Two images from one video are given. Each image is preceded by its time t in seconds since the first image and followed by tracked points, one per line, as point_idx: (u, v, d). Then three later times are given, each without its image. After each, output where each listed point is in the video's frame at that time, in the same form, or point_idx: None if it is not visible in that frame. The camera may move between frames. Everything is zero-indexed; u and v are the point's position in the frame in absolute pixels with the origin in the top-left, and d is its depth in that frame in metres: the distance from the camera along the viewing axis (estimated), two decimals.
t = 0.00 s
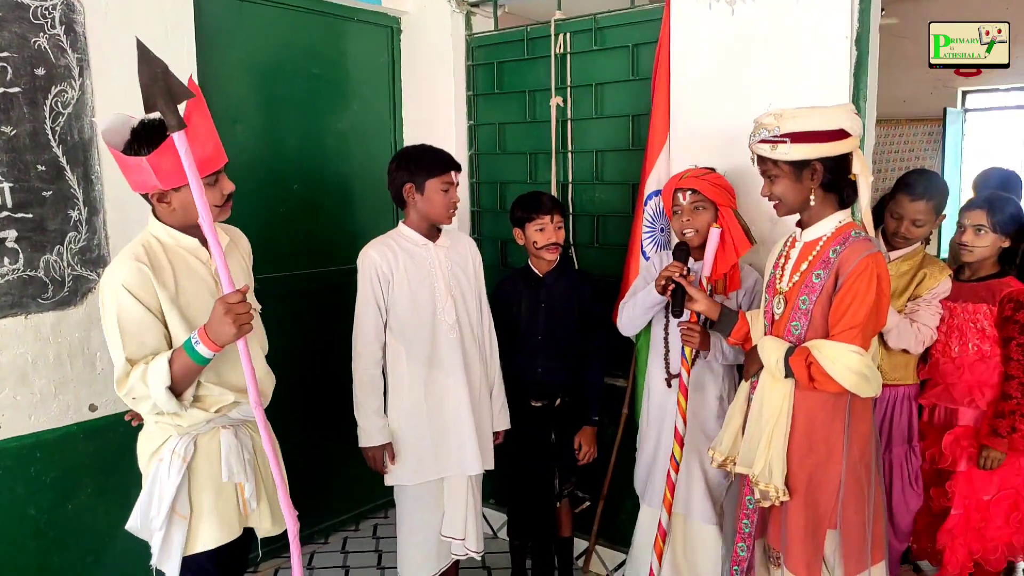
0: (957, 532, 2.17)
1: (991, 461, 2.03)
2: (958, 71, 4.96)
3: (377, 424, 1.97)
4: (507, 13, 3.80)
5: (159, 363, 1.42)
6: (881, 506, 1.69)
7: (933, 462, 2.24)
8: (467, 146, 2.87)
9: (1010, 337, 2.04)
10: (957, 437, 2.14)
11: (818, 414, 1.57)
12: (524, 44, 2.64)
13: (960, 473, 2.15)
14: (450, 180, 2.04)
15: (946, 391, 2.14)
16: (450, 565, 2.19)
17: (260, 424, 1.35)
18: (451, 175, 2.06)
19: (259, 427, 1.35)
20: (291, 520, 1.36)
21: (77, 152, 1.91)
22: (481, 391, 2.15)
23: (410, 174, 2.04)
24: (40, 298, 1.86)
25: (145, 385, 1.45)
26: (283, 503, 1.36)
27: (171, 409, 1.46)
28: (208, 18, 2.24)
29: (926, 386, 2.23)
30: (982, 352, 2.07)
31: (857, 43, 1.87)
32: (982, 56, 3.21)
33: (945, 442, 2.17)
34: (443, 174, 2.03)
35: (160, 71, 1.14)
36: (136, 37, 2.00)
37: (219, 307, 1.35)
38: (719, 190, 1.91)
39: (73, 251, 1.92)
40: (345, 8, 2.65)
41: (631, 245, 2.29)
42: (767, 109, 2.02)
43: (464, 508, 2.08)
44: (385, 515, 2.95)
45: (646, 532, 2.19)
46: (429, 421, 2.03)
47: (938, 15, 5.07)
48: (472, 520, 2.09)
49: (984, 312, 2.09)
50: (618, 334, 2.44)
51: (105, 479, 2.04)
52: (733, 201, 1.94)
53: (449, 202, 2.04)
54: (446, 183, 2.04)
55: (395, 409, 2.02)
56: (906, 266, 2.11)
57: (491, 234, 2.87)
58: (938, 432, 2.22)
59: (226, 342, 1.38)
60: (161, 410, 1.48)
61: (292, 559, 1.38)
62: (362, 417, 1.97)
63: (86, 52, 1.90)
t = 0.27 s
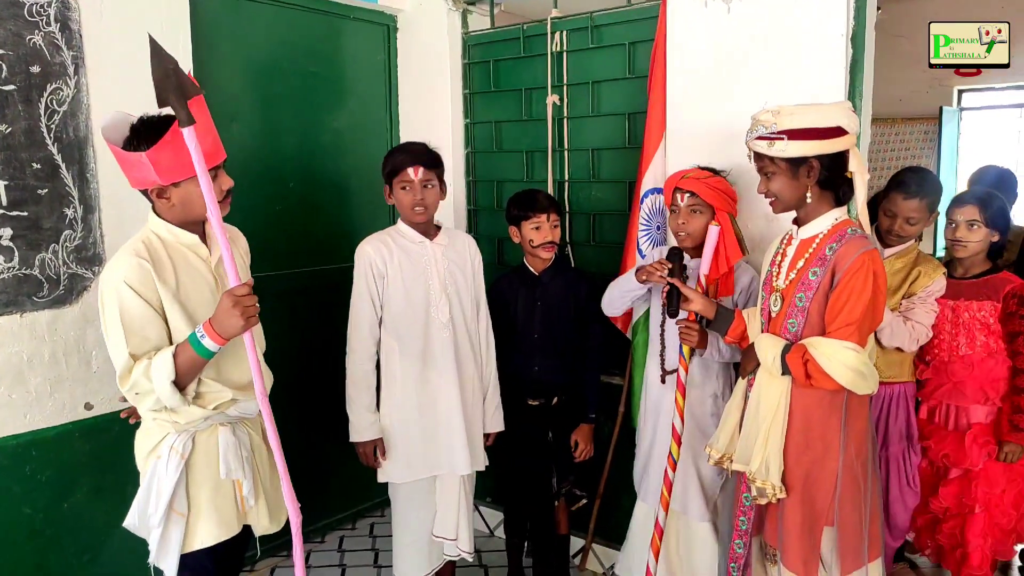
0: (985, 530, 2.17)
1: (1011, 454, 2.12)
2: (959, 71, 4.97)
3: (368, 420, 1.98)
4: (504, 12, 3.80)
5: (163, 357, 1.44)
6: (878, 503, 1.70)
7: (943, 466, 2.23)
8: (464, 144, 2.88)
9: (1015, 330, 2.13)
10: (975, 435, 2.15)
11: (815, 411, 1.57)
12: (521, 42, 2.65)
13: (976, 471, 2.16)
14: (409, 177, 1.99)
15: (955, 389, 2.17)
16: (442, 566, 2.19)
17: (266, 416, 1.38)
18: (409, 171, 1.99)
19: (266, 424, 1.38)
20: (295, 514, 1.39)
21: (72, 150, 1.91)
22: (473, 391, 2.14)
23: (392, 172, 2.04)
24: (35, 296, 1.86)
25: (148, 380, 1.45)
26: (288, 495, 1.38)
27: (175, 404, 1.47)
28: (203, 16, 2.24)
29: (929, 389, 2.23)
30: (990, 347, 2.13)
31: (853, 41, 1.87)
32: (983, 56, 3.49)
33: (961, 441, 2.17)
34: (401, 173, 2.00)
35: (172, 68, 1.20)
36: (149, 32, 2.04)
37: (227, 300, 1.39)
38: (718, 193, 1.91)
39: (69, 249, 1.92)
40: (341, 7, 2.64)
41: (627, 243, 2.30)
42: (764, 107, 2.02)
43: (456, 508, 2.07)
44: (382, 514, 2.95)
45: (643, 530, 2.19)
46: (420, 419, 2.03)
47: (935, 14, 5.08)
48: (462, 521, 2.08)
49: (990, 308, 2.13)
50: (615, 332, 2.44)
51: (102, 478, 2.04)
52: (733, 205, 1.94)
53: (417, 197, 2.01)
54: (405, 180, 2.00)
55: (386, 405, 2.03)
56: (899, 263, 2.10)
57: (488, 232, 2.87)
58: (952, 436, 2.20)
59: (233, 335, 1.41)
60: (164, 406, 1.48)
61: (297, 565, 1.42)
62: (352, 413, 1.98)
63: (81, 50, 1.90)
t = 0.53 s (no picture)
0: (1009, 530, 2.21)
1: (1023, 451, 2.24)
2: (958, 71, 4.97)
3: (366, 420, 1.99)
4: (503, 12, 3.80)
5: (168, 355, 1.44)
6: (878, 503, 1.70)
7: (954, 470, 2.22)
8: (463, 145, 2.88)
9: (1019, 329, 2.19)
10: (992, 437, 2.17)
11: (815, 411, 1.57)
12: (520, 42, 2.65)
13: (993, 472, 2.19)
14: (397, 179, 2.01)
15: (968, 392, 2.16)
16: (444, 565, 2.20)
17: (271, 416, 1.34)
18: (397, 172, 2.00)
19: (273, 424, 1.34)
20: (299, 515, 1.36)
21: (72, 150, 1.91)
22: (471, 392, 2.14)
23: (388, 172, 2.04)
24: (34, 297, 1.86)
25: (154, 377, 1.45)
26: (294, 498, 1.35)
27: (179, 401, 1.47)
28: (203, 16, 2.24)
29: (939, 394, 2.21)
30: (999, 347, 2.16)
31: (851, 41, 1.88)
32: (983, 55, 3.51)
33: (979, 444, 2.17)
34: (392, 174, 2.02)
35: (183, 68, 1.18)
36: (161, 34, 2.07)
37: (236, 297, 1.38)
38: (719, 195, 1.91)
39: (68, 249, 1.92)
40: (340, 7, 2.64)
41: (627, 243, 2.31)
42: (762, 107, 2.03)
43: (458, 507, 2.08)
44: (381, 514, 2.96)
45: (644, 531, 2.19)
46: (419, 419, 2.03)
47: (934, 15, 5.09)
48: (465, 520, 2.10)
49: (998, 308, 2.16)
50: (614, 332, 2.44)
51: (101, 478, 2.04)
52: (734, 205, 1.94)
53: (408, 195, 2.01)
54: (395, 182, 2.02)
55: (383, 405, 2.03)
56: (898, 264, 2.12)
57: (487, 232, 2.88)
58: (964, 439, 2.19)
59: (240, 333, 1.42)
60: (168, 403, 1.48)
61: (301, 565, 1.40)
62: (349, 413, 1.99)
63: (80, 50, 1.90)
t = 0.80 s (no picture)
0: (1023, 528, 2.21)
1: None
2: (959, 70, 4.97)
3: (366, 421, 1.96)
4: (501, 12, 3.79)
5: (170, 353, 1.43)
6: (876, 501, 1.70)
7: (965, 470, 2.21)
8: (460, 145, 2.88)
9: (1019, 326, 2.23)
10: (1002, 435, 2.18)
11: (813, 410, 1.58)
12: (516, 42, 2.65)
13: (1004, 472, 2.19)
14: (393, 180, 2.00)
15: (976, 392, 2.17)
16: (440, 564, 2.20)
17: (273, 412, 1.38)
18: (392, 174, 2.00)
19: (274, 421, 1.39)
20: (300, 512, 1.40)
21: (68, 151, 1.90)
22: (468, 392, 2.15)
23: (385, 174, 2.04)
24: (31, 298, 1.85)
25: (156, 376, 1.45)
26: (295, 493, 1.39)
27: (181, 400, 1.47)
28: (199, 16, 2.24)
29: (945, 395, 2.22)
30: (1003, 346, 2.18)
31: (848, 41, 1.88)
32: (983, 55, 3.55)
33: (989, 443, 2.18)
34: (388, 175, 2.01)
35: (190, 68, 1.22)
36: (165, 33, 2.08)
37: (240, 297, 1.40)
38: (716, 184, 1.92)
39: (65, 251, 1.91)
40: (337, 7, 2.64)
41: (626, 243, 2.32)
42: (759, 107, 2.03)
43: (455, 506, 2.09)
44: (380, 514, 2.96)
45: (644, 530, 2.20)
46: (417, 420, 2.03)
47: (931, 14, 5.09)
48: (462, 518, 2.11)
49: (1002, 306, 2.18)
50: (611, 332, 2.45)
51: (98, 479, 2.04)
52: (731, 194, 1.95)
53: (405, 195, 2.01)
54: (390, 183, 2.01)
55: (382, 406, 2.02)
56: (895, 263, 2.13)
57: (484, 232, 2.88)
58: (973, 439, 2.19)
59: (244, 331, 1.43)
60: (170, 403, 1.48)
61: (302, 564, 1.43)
62: (349, 416, 1.96)
63: (77, 51, 1.90)
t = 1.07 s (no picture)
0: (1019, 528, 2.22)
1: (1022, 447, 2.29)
2: (959, 71, 4.97)
3: (364, 424, 1.98)
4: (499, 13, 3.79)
5: (177, 355, 1.43)
6: (872, 503, 1.71)
7: (961, 471, 2.22)
8: (459, 146, 2.88)
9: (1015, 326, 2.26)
10: (998, 435, 2.20)
11: (810, 411, 1.58)
12: (515, 44, 2.65)
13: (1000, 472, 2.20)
14: (390, 181, 2.00)
15: (971, 391, 2.18)
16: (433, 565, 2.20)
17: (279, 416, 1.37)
18: (390, 175, 2.00)
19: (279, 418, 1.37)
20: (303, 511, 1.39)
21: (66, 153, 1.90)
22: (463, 394, 2.14)
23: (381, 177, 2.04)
24: (29, 299, 1.85)
25: (163, 377, 1.45)
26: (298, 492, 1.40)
27: (189, 401, 1.46)
28: (197, 17, 2.24)
29: (941, 395, 2.23)
30: (998, 347, 2.19)
31: (845, 43, 1.88)
32: (983, 55, 3.57)
33: (985, 443, 2.19)
34: (385, 177, 2.01)
35: (199, 70, 1.23)
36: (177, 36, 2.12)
37: (247, 296, 1.40)
38: (712, 186, 1.93)
39: (63, 252, 1.91)
40: (335, 8, 2.64)
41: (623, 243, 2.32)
42: (757, 108, 2.03)
43: (445, 510, 2.08)
44: (378, 515, 2.96)
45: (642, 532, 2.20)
46: (412, 425, 2.04)
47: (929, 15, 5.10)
48: (453, 520, 2.10)
49: (998, 306, 2.18)
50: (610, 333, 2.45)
51: (96, 480, 2.04)
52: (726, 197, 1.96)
53: (405, 199, 2.01)
54: (387, 185, 2.01)
55: (380, 408, 2.03)
56: (891, 266, 2.14)
57: (482, 234, 2.88)
58: (968, 439, 2.20)
59: (251, 331, 1.43)
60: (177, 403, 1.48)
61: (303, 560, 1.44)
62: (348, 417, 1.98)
63: (75, 53, 1.90)
